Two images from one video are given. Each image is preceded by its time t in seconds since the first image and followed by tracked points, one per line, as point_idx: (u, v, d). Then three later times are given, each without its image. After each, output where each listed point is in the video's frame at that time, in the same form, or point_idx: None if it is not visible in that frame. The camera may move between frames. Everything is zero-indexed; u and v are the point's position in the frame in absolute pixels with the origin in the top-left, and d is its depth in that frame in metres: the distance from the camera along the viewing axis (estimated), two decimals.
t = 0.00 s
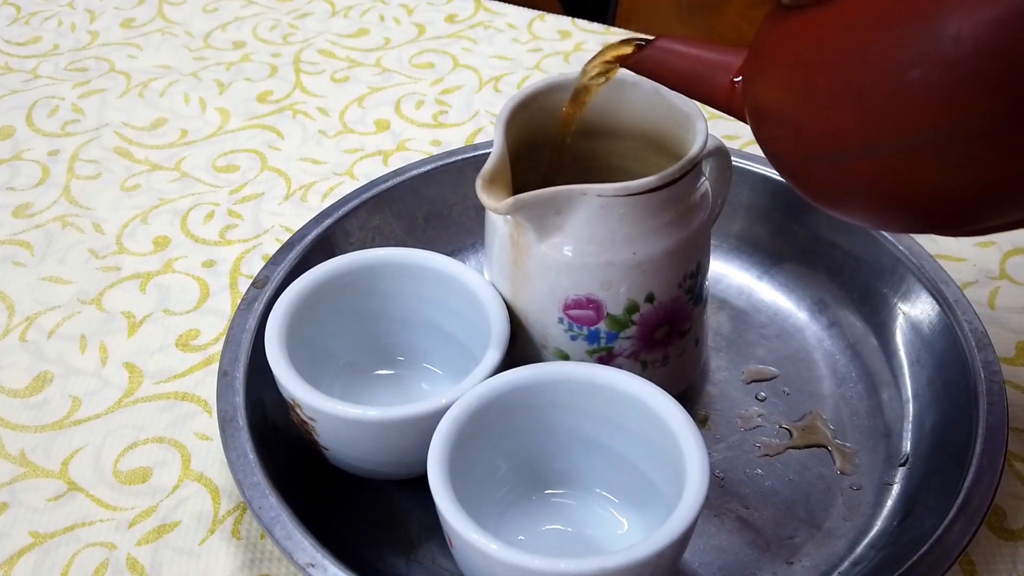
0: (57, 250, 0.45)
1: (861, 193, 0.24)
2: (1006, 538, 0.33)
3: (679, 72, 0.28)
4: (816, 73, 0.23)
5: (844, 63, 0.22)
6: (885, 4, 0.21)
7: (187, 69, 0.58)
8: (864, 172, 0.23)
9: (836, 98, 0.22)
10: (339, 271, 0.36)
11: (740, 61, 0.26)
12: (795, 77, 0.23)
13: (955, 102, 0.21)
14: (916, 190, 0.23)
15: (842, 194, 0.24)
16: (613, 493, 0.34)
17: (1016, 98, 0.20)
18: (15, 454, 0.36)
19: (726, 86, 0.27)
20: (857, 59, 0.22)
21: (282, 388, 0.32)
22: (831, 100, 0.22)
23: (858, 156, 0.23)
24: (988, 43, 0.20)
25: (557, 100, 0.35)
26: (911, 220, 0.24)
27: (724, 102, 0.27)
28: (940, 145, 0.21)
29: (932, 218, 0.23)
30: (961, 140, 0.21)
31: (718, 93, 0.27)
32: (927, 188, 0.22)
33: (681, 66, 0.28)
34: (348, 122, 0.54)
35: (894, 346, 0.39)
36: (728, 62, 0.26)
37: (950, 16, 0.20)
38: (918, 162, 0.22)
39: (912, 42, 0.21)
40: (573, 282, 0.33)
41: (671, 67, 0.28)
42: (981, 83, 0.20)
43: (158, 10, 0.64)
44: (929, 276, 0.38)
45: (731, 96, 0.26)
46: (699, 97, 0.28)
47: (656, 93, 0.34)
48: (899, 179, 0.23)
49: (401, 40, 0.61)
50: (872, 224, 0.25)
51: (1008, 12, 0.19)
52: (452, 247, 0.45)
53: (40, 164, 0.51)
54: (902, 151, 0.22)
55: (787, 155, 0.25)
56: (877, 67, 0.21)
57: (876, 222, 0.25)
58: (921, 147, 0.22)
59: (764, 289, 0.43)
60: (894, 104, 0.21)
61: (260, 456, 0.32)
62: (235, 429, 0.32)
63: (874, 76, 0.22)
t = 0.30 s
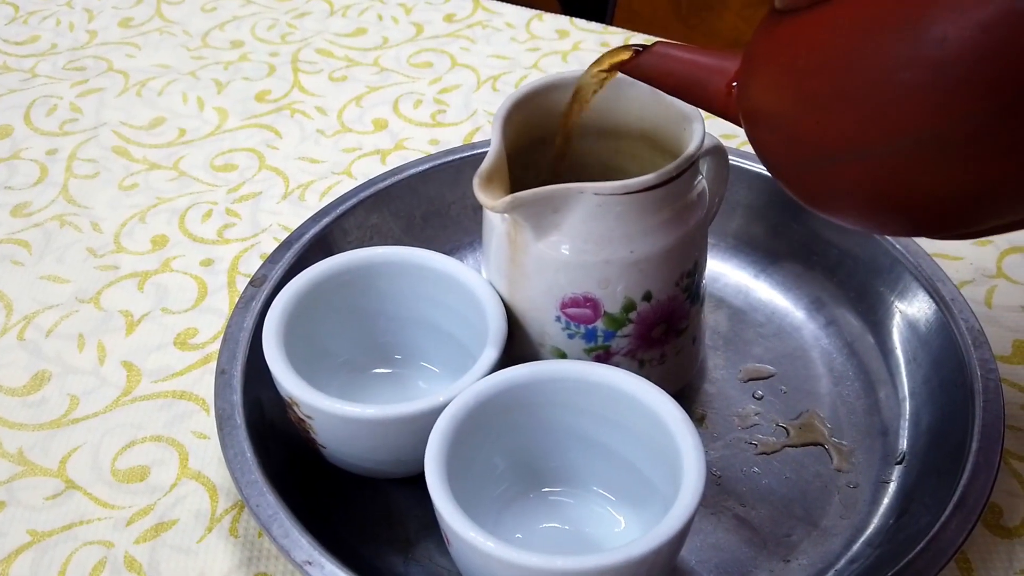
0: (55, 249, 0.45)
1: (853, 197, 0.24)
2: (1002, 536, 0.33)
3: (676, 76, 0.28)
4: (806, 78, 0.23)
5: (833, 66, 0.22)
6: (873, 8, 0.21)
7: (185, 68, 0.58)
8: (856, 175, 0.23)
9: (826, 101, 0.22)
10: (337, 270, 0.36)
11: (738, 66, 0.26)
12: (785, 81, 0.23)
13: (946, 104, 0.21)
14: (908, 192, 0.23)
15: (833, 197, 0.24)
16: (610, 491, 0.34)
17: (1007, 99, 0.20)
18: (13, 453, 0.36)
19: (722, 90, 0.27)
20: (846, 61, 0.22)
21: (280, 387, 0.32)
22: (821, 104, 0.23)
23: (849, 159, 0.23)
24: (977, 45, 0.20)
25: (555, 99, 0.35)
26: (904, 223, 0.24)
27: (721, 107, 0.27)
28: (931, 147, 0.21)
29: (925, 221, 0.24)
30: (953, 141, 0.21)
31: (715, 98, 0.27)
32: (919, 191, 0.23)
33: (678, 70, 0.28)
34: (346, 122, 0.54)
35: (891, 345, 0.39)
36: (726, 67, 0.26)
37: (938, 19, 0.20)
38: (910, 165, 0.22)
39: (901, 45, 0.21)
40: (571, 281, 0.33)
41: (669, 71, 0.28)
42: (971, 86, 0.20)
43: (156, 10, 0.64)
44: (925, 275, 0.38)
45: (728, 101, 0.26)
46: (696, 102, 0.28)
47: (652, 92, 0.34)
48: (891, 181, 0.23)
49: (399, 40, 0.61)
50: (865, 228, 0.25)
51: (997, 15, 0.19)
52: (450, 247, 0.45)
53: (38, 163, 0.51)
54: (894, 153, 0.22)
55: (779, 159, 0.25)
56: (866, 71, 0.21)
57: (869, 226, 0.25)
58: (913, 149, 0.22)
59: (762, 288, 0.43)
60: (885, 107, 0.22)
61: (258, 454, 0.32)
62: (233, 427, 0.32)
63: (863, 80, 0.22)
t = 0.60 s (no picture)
0: (55, 248, 0.45)
1: (845, 195, 0.24)
2: (1004, 534, 0.33)
3: (674, 76, 0.28)
4: (799, 76, 0.23)
5: (824, 64, 0.22)
6: (863, 6, 0.21)
7: (186, 67, 0.58)
8: (847, 173, 0.23)
9: (819, 99, 0.22)
10: (337, 269, 0.36)
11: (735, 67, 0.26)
12: (777, 78, 0.23)
13: (937, 101, 0.21)
14: (899, 191, 0.23)
15: (826, 196, 0.24)
16: (612, 490, 0.34)
17: (995, 97, 0.20)
18: (14, 451, 0.36)
19: (720, 91, 0.27)
20: (836, 59, 0.22)
21: (281, 385, 0.32)
22: (813, 102, 0.23)
23: (841, 157, 0.23)
24: (966, 42, 0.20)
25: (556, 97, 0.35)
26: (897, 223, 0.24)
27: (718, 107, 0.27)
28: (922, 145, 0.21)
29: (918, 220, 0.23)
30: (943, 139, 0.21)
31: (710, 98, 0.27)
32: (911, 190, 0.22)
33: (675, 71, 0.28)
34: (347, 120, 0.54)
35: (892, 343, 0.39)
36: (723, 69, 0.26)
37: (927, 16, 0.20)
38: (901, 163, 0.22)
39: (891, 43, 0.21)
40: (573, 279, 0.33)
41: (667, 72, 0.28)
42: (961, 82, 0.20)
43: (156, 8, 0.64)
44: (927, 273, 0.38)
45: (726, 101, 0.26)
46: (694, 103, 0.28)
47: (654, 95, 0.34)
48: (882, 180, 0.23)
49: (400, 38, 0.61)
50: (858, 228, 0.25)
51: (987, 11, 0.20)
52: (452, 245, 0.45)
53: (39, 162, 0.51)
54: (885, 150, 0.22)
55: (772, 158, 0.25)
56: (857, 68, 0.21)
57: (862, 227, 0.25)
58: (903, 147, 0.22)
59: (763, 286, 0.43)
60: (876, 104, 0.22)
61: (260, 452, 0.32)
62: (234, 425, 0.32)
63: (854, 77, 0.22)
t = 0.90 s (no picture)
0: (57, 251, 0.45)
1: (843, 194, 0.24)
2: (1005, 537, 0.33)
3: (675, 82, 0.28)
4: (794, 75, 0.23)
5: (819, 63, 0.22)
6: (857, 6, 0.21)
7: (188, 69, 0.58)
8: (844, 173, 0.23)
9: (814, 98, 0.22)
10: (341, 272, 0.36)
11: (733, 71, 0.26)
12: (774, 79, 0.23)
13: (930, 99, 0.21)
14: (895, 190, 0.23)
15: (824, 197, 0.24)
16: (615, 493, 0.34)
17: (988, 94, 0.20)
18: (18, 454, 0.36)
19: (719, 95, 0.27)
20: (831, 59, 0.22)
21: (285, 388, 0.32)
22: (809, 101, 0.23)
23: (837, 156, 0.23)
24: (958, 40, 0.20)
25: (559, 101, 0.35)
26: (895, 222, 0.24)
27: (719, 112, 0.27)
28: (917, 143, 0.21)
29: (916, 221, 0.23)
30: (938, 137, 0.21)
31: (711, 103, 0.27)
32: (907, 189, 0.22)
33: (676, 77, 0.28)
34: (348, 123, 0.54)
35: (894, 347, 0.39)
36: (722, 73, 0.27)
37: (919, 15, 0.20)
38: (897, 161, 0.22)
39: (884, 41, 0.21)
40: (576, 282, 0.33)
41: (668, 78, 0.28)
42: (954, 80, 0.20)
43: (158, 11, 0.64)
44: (928, 276, 0.38)
45: (725, 105, 0.26)
46: (695, 109, 0.28)
47: (656, 100, 0.34)
48: (878, 179, 0.22)
49: (401, 41, 0.61)
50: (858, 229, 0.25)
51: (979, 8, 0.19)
52: (454, 248, 0.45)
53: (41, 164, 0.51)
54: (880, 149, 0.22)
55: (771, 159, 0.25)
56: (850, 67, 0.21)
57: (862, 227, 0.25)
58: (897, 146, 0.22)
59: (764, 289, 0.44)
60: (870, 103, 0.22)
61: (263, 455, 0.32)
62: (238, 428, 0.32)
63: (848, 77, 0.22)
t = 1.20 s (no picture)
0: (57, 252, 0.45)
1: (840, 193, 0.24)
2: (1004, 538, 0.33)
3: (674, 90, 0.28)
4: (790, 75, 0.23)
5: (815, 62, 0.22)
6: (853, 5, 0.21)
7: (187, 70, 0.58)
8: (840, 172, 0.23)
9: (809, 97, 0.22)
10: (341, 273, 0.36)
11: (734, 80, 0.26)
12: (770, 79, 0.23)
13: (925, 97, 0.21)
14: (891, 188, 0.23)
15: (821, 196, 0.24)
16: (615, 493, 0.34)
17: (983, 91, 0.20)
18: (18, 455, 0.36)
19: (718, 101, 0.27)
20: (827, 57, 0.22)
21: (285, 389, 0.32)
22: (805, 100, 0.23)
23: (833, 154, 0.23)
24: (953, 37, 0.20)
25: (559, 103, 0.35)
26: (892, 221, 0.24)
27: (718, 119, 0.27)
28: (912, 141, 0.21)
29: (912, 220, 0.23)
30: (933, 135, 0.21)
31: (711, 110, 0.27)
32: (903, 187, 0.22)
33: (676, 84, 0.28)
34: (348, 124, 0.54)
35: (893, 348, 0.39)
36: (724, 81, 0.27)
37: (913, 12, 0.20)
38: (893, 159, 0.22)
39: (879, 39, 0.21)
40: (575, 284, 0.33)
41: (668, 85, 0.28)
42: (949, 77, 0.20)
43: (158, 11, 0.64)
44: (927, 277, 0.39)
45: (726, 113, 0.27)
46: (694, 115, 0.28)
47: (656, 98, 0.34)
48: (874, 177, 0.23)
49: (401, 42, 0.61)
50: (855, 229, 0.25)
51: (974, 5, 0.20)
52: (453, 249, 0.45)
53: (41, 165, 0.51)
54: (876, 147, 0.22)
55: (767, 159, 0.25)
56: (846, 66, 0.22)
57: (859, 227, 0.25)
58: (893, 143, 0.22)
59: (764, 290, 0.44)
60: (865, 101, 0.22)
61: (264, 456, 0.32)
62: (238, 429, 0.32)
63: (844, 74, 0.22)
